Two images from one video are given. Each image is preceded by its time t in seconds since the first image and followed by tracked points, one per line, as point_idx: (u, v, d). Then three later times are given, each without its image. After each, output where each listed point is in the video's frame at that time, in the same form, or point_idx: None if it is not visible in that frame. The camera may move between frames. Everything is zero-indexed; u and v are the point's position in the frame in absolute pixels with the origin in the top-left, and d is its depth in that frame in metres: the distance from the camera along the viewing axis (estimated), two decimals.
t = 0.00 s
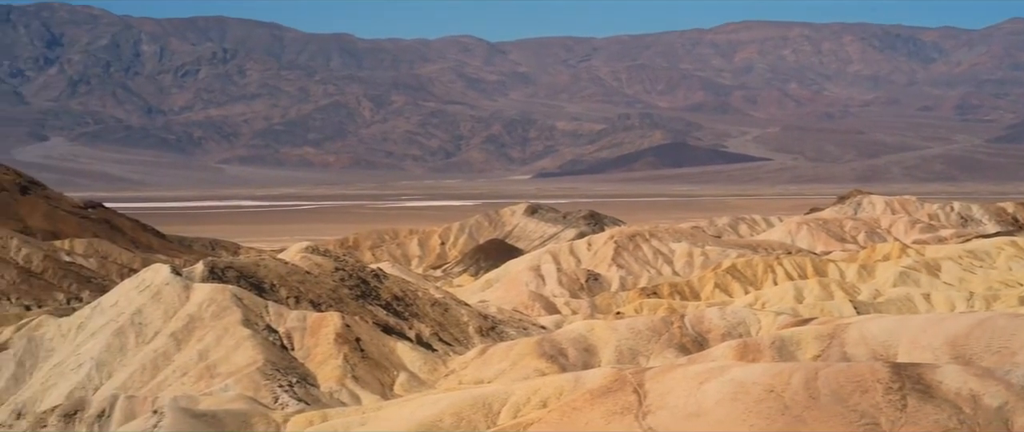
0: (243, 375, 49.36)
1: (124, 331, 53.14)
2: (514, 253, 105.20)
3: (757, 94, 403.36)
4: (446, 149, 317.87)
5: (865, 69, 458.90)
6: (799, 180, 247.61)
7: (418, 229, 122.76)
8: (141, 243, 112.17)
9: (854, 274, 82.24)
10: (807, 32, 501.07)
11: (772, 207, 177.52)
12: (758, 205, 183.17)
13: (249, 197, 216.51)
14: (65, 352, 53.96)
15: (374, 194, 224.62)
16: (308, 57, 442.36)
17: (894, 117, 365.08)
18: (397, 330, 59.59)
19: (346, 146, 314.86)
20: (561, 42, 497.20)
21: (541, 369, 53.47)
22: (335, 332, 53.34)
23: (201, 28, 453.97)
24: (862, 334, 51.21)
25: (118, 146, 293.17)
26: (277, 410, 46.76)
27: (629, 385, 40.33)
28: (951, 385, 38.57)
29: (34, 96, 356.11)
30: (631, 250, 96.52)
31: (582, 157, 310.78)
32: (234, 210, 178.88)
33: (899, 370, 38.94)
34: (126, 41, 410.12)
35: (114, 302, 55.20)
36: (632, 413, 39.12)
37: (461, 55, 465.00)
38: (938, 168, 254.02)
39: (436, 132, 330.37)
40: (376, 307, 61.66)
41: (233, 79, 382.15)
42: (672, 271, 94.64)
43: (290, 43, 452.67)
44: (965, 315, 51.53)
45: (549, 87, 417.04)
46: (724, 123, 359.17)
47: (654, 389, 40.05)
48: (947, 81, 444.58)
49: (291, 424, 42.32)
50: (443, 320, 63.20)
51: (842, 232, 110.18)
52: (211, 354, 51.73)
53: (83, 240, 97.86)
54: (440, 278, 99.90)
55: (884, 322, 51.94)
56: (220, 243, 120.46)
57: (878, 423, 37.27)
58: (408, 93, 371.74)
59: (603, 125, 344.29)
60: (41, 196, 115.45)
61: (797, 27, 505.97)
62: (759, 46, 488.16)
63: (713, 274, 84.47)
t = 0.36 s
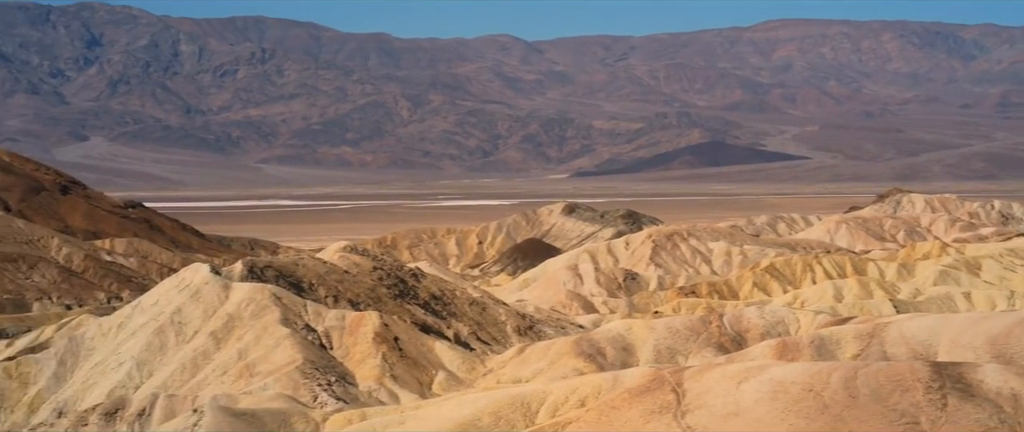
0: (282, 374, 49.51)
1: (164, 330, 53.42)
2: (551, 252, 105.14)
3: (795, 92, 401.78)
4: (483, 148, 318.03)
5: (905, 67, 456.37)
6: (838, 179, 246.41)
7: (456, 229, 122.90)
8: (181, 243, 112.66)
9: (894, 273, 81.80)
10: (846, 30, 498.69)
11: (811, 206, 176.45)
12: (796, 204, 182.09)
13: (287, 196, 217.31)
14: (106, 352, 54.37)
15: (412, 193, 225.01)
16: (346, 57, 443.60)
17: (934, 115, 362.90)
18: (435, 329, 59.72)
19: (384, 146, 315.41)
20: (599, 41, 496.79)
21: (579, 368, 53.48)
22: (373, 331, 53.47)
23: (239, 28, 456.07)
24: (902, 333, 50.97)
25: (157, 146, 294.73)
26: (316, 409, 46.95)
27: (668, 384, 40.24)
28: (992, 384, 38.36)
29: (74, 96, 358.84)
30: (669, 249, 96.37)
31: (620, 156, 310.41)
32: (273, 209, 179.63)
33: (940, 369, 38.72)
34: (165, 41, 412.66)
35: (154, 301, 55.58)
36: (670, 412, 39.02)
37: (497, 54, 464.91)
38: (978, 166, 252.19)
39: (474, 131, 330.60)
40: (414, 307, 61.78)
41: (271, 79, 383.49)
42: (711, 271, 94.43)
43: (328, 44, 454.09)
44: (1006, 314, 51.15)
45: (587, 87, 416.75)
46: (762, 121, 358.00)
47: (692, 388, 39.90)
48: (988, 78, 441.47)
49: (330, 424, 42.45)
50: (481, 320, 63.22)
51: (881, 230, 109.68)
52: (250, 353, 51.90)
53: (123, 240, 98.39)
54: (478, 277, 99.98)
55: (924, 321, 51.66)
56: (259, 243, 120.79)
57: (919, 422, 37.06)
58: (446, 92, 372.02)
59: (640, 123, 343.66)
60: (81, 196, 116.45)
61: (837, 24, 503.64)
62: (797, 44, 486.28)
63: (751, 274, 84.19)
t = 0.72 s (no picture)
0: (325, 375, 49.65)
1: (209, 330, 53.74)
2: (594, 253, 105.04)
3: (840, 92, 399.86)
4: (526, 149, 318.03)
5: (951, 67, 453.03)
6: (883, 179, 245.09)
7: (499, 230, 122.91)
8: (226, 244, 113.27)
9: (939, 274, 81.26)
10: (892, 30, 495.60)
11: (856, 207, 175.44)
12: (840, 205, 181.23)
13: (331, 197, 218.44)
14: (151, 352, 54.77)
15: (454, 194, 225.37)
16: (389, 58, 444.89)
17: (980, 115, 360.27)
18: (478, 330, 59.76)
19: (427, 147, 315.76)
20: (642, 42, 496.10)
21: (623, 369, 53.40)
22: (416, 331, 53.56)
23: (284, 30, 458.25)
24: (947, 334, 50.68)
25: (202, 147, 296.50)
26: (359, 410, 47.09)
27: (711, 386, 40.12)
28: None
29: (120, 98, 361.77)
30: (712, 250, 96.09)
31: (663, 156, 309.83)
32: (318, 210, 180.61)
33: (987, 371, 38.44)
34: (211, 43, 415.32)
35: (199, 301, 55.91)
36: (714, 413, 38.89)
37: (540, 54, 464.90)
38: None
39: (517, 132, 330.68)
40: (456, 308, 61.80)
41: (315, 80, 384.85)
42: (755, 272, 94.08)
43: (371, 45, 455.47)
44: None
45: (630, 87, 416.13)
46: (806, 122, 356.53)
47: (736, 390, 39.77)
48: None
49: (374, 424, 42.61)
50: (524, 321, 63.23)
51: (927, 232, 108.86)
52: (294, 353, 52.06)
53: (169, 241, 99.03)
54: (521, 278, 100.03)
55: (971, 322, 51.31)
56: (303, 244, 121.24)
57: (964, 424, 36.88)
58: (489, 93, 372.32)
59: (683, 124, 342.88)
60: (127, 197, 117.42)
61: (882, 24, 500.67)
62: (842, 44, 483.86)
63: (795, 275, 83.79)
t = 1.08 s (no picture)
0: (365, 376, 49.70)
1: (248, 331, 53.92)
2: (633, 254, 104.74)
3: (881, 94, 397.70)
4: (565, 151, 317.87)
5: (993, 68, 449.76)
6: (925, 181, 243.70)
7: (537, 232, 122.82)
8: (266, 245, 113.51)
9: (982, 276, 80.67)
10: (933, 31, 492.47)
11: (898, 208, 174.35)
12: (881, 206, 180.17)
13: (371, 199, 219.02)
14: (191, 353, 55.02)
15: (494, 195, 225.50)
16: (428, 60, 445.84)
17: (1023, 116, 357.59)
18: (516, 332, 59.73)
19: (465, 149, 315.89)
20: (681, 43, 494.99)
21: (662, 371, 53.26)
22: (454, 333, 53.55)
23: (324, 32, 459.80)
24: (991, 336, 50.22)
25: (242, 149, 297.81)
26: (397, 411, 47.15)
27: (751, 388, 39.96)
28: None
29: (161, 101, 363.89)
30: (752, 252, 95.70)
31: (702, 158, 309.04)
32: (358, 212, 181.17)
33: None
34: (251, 46, 417.35)
35: (239, 303, 56.12)
36: (754, 415, 38.77)
37: (579, 56, 464.57)
38: None
39: (556, 134, 330.49)
40: (495, 309, 61.81)
41: (355, 81, 385.96)
42: (794, 274, 93.66)
43: (410, 47, 456.60)
44: None
45: (669, 88, 415.39)
46: (846, 123, 354.81)
47: (776, 393, 39.58)
48: None
49: (413, 425, 42.71)
50: (563, 322, 63.13)
51: (969, 233, 108.12)
52: (333, 354, 52.11)
53: (209, 242, 99.44)
54: (560, 280, 99.98)
55: (1014, 324, 50.81)
56: (342, 245, 121.57)
57: (1008, 427, 36.56)
58: (528, 95, 372.41)
59: (723, 125, 342.02)
60: (168, 199, 118.17)
61: (923, 25, 497.80)
62: (884, 45, 481.36)
63: (835, 277, 83.39)
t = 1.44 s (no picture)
0: (396, 380, 49.77)
1: (280, 335, 54.09)
2: (664, 259, 104.45)
3: (914, 98, 395.81)
4: (596, 155, 317.60)
5: None
6: (959, 186, 242.39)
7: (569, 236, 122.70)
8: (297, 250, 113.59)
9: (1016, 281, 80.10)
10: (967, 35, 489.94)
11: (932, 214, 173.34)
12: (915, 211, 179.29)
13: (402, 203, 219.41)
14: (223, 357, 55.23)
15: (525, 200, 225.56)
16: (460, 65, 446.60)
17: None
18: (548, 336, 59.70)
19: (497, 154, 315.83)
20: (714, 48, 494.02)
21: (693, 376, 53.10)
22: (486, 337, 53.52)
23: (356, 38, 461.13)
24: None
25: (274, 154, 298.77)
26: (428, 415, 47.19)
27: (782, 394, 39.85)
28: None
29: (194, 105, 365.60)
30: (784, 257, 95.33)
31: (734, 163, 308.25)
32: (390, 217, 181.50)
33: None
34: (284, 51, 419.18)
35: (271, 307, 56.36)
36: (786, 422, 38.68)
37: (610, 61, 463.95)
38: None
39: (587, 138, 330.27)
40: (527, 314, 61.77)
41: (387, 86, 386.78)
42: (827, 279, 93.28)
43: (442, 52, 457.54)
44: None
45: (701, 93, 414.75)
46: (880, 128, 353.37)
47: (809, 398, 39.44)
48: None
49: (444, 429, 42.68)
50: (594, 327, 63.07)
51: (1003, 239, 107.46)
52: (365, 359, 52.13)
53: (241, 247, 99.79)
54: (591, 285, 99.90)
55: None
56: (374, 250, 121.75)
57: None
58: (559, 100, 372.43)
59: (755, 131, 341.23)
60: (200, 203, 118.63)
61: (957, 30, 495.38)
62: (917, 50, 479.19)
63: (868, 282, 82.99)
